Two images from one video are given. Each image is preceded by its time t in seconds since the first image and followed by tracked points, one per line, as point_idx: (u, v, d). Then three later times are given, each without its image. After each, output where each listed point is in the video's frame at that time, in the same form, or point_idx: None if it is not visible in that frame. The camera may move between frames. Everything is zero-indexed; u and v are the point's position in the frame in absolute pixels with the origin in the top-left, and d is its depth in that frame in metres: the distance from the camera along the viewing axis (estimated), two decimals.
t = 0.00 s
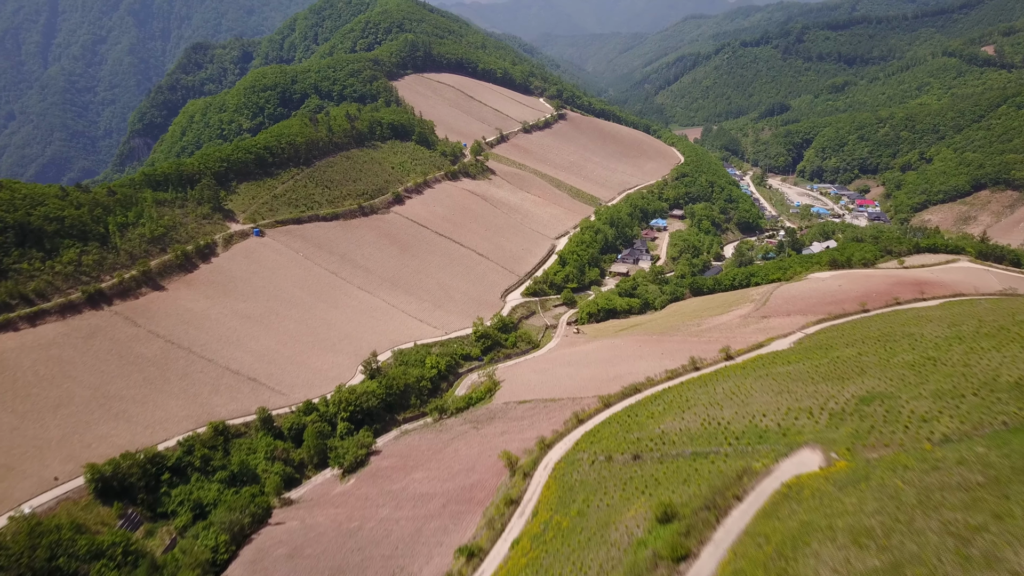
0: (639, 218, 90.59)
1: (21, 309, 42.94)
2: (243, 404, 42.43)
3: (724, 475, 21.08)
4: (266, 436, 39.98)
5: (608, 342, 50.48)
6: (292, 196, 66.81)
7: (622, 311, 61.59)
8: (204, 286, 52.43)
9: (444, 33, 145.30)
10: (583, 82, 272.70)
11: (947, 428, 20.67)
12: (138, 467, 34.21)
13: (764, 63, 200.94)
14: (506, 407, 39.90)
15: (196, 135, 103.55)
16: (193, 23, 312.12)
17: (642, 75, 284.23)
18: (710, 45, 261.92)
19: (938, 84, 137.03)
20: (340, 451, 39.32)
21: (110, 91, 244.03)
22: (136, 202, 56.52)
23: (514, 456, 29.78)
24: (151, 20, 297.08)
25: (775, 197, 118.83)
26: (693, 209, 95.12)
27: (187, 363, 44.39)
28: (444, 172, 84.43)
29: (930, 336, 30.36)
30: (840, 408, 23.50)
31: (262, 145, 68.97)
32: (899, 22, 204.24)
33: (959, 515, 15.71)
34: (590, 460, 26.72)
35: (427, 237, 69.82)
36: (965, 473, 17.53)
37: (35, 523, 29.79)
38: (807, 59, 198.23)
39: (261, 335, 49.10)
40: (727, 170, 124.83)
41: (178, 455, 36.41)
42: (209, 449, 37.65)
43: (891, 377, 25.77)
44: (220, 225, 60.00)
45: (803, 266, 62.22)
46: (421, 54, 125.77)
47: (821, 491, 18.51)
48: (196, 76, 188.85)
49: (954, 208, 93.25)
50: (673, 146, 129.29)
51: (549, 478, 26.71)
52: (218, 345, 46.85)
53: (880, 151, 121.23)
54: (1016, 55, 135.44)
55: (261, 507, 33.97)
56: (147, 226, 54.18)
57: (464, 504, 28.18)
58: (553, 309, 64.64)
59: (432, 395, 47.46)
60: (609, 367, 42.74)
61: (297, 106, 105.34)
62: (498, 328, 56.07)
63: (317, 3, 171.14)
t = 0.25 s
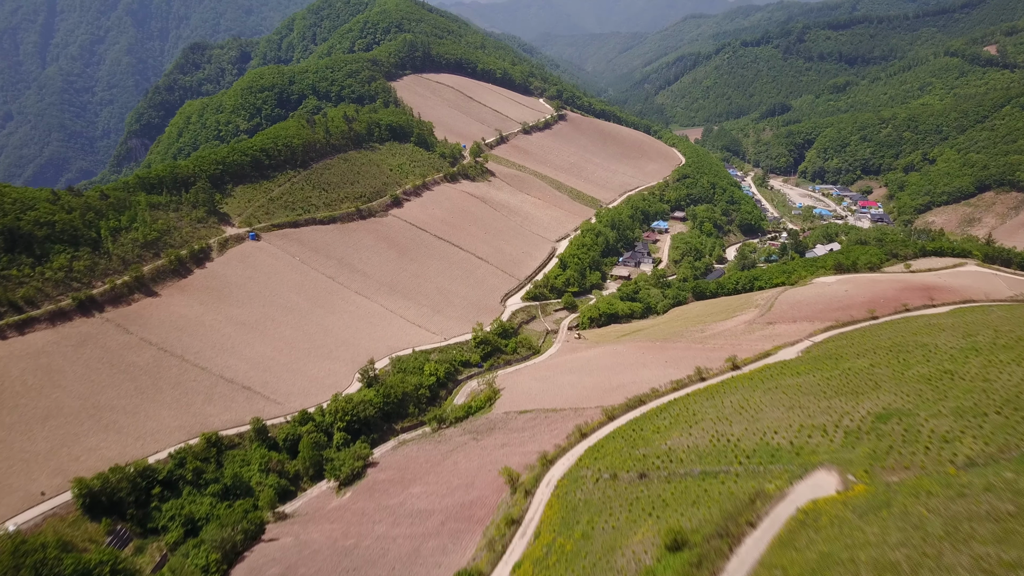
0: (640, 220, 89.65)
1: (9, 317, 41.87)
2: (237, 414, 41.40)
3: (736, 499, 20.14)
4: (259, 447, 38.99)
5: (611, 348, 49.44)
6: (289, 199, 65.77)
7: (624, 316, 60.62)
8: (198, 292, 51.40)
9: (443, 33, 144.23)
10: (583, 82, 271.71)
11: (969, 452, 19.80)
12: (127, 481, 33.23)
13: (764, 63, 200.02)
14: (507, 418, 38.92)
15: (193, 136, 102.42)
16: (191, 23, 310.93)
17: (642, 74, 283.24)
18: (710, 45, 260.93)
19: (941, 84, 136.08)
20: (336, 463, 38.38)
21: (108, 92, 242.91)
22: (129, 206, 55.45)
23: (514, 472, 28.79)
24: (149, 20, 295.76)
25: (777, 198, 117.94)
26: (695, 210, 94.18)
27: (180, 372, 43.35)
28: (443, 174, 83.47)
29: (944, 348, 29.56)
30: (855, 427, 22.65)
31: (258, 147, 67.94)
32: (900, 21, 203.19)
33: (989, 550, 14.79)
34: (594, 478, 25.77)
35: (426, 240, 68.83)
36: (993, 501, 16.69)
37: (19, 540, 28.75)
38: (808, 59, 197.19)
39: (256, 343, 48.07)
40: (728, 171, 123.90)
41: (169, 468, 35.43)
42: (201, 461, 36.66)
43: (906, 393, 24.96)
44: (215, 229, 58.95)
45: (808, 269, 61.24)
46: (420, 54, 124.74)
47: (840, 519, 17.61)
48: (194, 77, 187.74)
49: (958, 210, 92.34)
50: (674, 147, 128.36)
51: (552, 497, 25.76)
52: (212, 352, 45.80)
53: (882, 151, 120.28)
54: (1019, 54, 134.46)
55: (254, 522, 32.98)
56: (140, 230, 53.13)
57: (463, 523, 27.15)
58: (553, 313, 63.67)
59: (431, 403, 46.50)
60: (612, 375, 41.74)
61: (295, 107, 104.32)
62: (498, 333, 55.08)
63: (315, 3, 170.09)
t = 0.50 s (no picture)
0: (641, 223, 88.77)
1: None
2: (231, 424, 40.39)
3: (750, 525, 19.20)
4: (254, 459, 38.01)
5: (613, 355, 48.51)
6: (286, 202, 64.82)
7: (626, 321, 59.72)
8: (192, 298, 50.43)
9: (442, 33, 143.31)
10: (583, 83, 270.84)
11: (995, 476, 18.98)
12: (117, 495, 32.25)
13: (765, 63, 199.23)
14: (508, 428, 37.97)
15: (190, 137, 101.36)
16: (190, 23, 309.83)
17: (642, 75, 282.58)
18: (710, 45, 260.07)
19: (943, 85, 135.30)
20: (333, 475, 37.38)
21: (106, 92, 241.79)
22: (123, 210, 54.47)
23: (516, 489, 27.84)
24: (147, 20, 294.43)
25: (779, 200, 117.10)
26: (697, 213, 93.30)
27: (173, 381, 42.35)
28: (442, 176, 82.55)
29: (959, 361, 28.81)
30: (873, 448, 21.78)
31: (255, 150, 66.99)
32: (901, 21, 202.38)
33: None
34: (599, 496, 24.83)
35: (425, 244, 67.92)
36: None
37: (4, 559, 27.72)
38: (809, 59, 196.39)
39: (252, 350, 47.09)
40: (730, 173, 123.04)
41: (161, 482, 34.46)
42: (194, 474, 35.69)
43: (923, 411, 24.14)
44: (211, 233, 57.98)
45: (813, 274, 60.34)
46: (419, 54, 123.79)
47: (862, 549, 16.69)
48: (192, 77, 186.68)
49: (962, 212, 91.47)
50: (675, 148, 127.52)
51: (555, 516, 24.82)
52: (206, 361, 44.79)
53: (885, 152, 119.47)
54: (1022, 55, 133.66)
55: (248, 538, 31.97)
56: (133, 234, 52.14)
57: (463, 543, 26.20)
58: (554, 318, 62.76)
59: (430, 412, 45.56)
60: (615, 384, 40.80)
61: (293, 108, 103.39)
62: (498, 339, 54.16)
63: (314, 3, 169.12)
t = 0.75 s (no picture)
0: (643, 225, 87.87)
1: None
2: (225, 435, 39.42)
3: (765, 554, 18.36)
4: (248, 471, 37.06)
5: (615, 361, 47.57)
6: (283, 206, 63.85)
7: (628, 326, 58.80)
8: (186, 304, 49.46)
9: (441, 33, 142.34)
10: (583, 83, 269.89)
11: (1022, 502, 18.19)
12: (107, 510, 31.30)
13: (766, 63, 198.30)
14: (509, 438, 37.00)
15: (187, 138, 100.26)
16: (189, 23, 308.76)
17: (642, 75, 281.69)
18: (711, 45, 259.14)
19: (946, 85, 134.42)
20: (329, 487, 36.35)
21: (104, 92, 240.57)
22: (117, 214, 53.54)
23: (517, 508, 26.93)
24: (145, 20, 293.11)
25: (780, 202, 116.23)
26: (698, 215, 92.37)
27: (166, 390, 41.39)
28: (441, 178, 81.60)
29: (976, 375, 28.06)
30: (891, 470, 20.98)
31: (251, 152, 66.07)
32: (903, 21, 201.43)
33: None
34: (604, 516, 23.93)
35: (424, 247, 66.99)
36: None
37: None
38: (810, 60, 195.52)
39: (247, 357, 46.13)
40: (731, 174, 122.13)
41: (152, 496, 33.48)
42: (186, 488, 34.71)
43: (940, 429, 23.42)
44: (206, 237, 57.01)
45: (818, 278, 59.41)
46: (418, 55, 122.75)
47: None
48: (190, 77, 185.55)
49: (967, 214, 90.53)
50: (676, 149, 126.62)
51: (558, 537, 23.93)
52: (200, 369, 43.79)
53: (887, 153, 118.59)
54: None
55: (241, 554, 30.96)
56: (127, 239, 51.21)
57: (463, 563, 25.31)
58: (555, 323, 61.83)
59: (428, 421, 44.60)
60: (618, 393, 39.87)
61: (290, 109, 102.39)
62: (498, 345, 53.19)
63: (312, 3, 167.98)
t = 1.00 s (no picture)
0: (644, 228, 86.90)
1: None
2: (219, 446, 38.45)
3: None
4: (242, 484, 36.06)
5: (618, 368, 46.60)
6: (279, 209, 62.88)
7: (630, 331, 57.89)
8: (180, 310, 48.48)
9: (440, 33, 141.33)
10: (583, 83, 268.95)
11: None
12: (95, 526, 30.35)
13: (767, 63, 197.37)
14: (509, 450, 36.07)
15: (184, 139, 99.19)
16: (188, 23, 307.59)
17: (642, 74, 280.81)
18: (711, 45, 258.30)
19: (948, 85, 133.50)
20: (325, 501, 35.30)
21: (103, 92, 239.43)
22: (110, 218, 52.57)
23: (518, 528, 26.00)
24: (144, 19, 291.89)
25: (782, 203, 115.38)
26: (700, 217, 91.45)
27: (159, 399, 40.42)
28: (440, 180, 80.66)
29: (994, 388, 27.23)
30: (912, 494, 20.16)
31: (247, 154, 65.08)
32: (904, 21, 200.48)
33: None
34: (608, 538, 23.01)
35: (422, 251, 66.05)
36: None
37: None
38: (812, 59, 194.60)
39: (242, 365, 45.16)
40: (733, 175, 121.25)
41: (142, 511, 32.53)
42: (177, 502, 33.74)
43: (961, 449, 22.55)
44: (201, 241, 56.02)
45: (823, 283, 58.49)
46: (418, 55, 121.76)
47: None
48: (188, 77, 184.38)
49: (971, 216, 89.65)
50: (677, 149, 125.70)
51: (561, 559, 23.07)
52: (193, 377, 42.84)
53: (890, 154, 117.71)
54: None
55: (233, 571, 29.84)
56: (120, 243, 50.22)
57: None
58: (556, 328, 60.90)
59: (427, 430, 43.60)
60: (621, 403, 38.96)
61: (288, 109, 101.40)
62: (498, 351, 52.23)
63: (311, 2, 166.86)
